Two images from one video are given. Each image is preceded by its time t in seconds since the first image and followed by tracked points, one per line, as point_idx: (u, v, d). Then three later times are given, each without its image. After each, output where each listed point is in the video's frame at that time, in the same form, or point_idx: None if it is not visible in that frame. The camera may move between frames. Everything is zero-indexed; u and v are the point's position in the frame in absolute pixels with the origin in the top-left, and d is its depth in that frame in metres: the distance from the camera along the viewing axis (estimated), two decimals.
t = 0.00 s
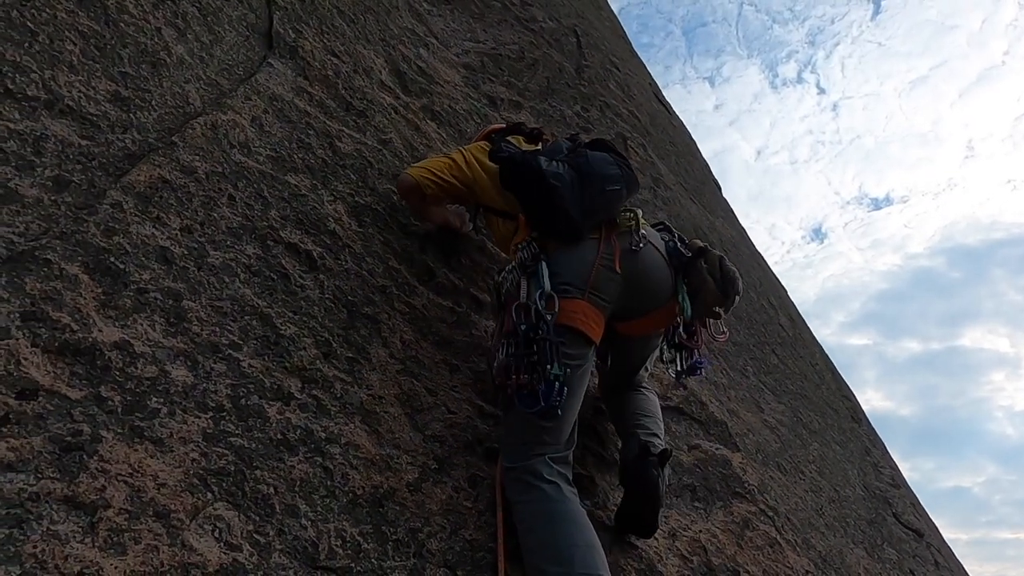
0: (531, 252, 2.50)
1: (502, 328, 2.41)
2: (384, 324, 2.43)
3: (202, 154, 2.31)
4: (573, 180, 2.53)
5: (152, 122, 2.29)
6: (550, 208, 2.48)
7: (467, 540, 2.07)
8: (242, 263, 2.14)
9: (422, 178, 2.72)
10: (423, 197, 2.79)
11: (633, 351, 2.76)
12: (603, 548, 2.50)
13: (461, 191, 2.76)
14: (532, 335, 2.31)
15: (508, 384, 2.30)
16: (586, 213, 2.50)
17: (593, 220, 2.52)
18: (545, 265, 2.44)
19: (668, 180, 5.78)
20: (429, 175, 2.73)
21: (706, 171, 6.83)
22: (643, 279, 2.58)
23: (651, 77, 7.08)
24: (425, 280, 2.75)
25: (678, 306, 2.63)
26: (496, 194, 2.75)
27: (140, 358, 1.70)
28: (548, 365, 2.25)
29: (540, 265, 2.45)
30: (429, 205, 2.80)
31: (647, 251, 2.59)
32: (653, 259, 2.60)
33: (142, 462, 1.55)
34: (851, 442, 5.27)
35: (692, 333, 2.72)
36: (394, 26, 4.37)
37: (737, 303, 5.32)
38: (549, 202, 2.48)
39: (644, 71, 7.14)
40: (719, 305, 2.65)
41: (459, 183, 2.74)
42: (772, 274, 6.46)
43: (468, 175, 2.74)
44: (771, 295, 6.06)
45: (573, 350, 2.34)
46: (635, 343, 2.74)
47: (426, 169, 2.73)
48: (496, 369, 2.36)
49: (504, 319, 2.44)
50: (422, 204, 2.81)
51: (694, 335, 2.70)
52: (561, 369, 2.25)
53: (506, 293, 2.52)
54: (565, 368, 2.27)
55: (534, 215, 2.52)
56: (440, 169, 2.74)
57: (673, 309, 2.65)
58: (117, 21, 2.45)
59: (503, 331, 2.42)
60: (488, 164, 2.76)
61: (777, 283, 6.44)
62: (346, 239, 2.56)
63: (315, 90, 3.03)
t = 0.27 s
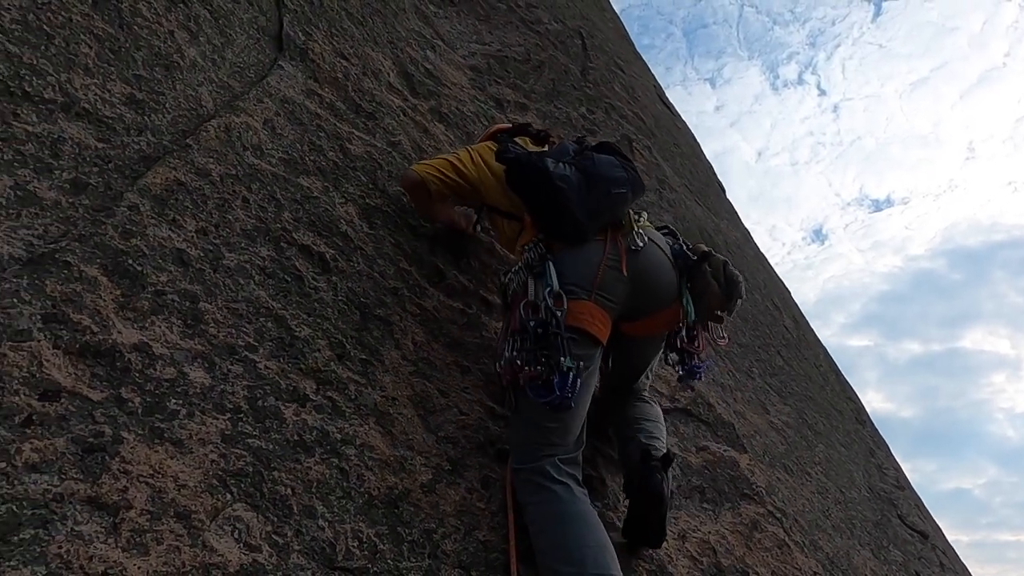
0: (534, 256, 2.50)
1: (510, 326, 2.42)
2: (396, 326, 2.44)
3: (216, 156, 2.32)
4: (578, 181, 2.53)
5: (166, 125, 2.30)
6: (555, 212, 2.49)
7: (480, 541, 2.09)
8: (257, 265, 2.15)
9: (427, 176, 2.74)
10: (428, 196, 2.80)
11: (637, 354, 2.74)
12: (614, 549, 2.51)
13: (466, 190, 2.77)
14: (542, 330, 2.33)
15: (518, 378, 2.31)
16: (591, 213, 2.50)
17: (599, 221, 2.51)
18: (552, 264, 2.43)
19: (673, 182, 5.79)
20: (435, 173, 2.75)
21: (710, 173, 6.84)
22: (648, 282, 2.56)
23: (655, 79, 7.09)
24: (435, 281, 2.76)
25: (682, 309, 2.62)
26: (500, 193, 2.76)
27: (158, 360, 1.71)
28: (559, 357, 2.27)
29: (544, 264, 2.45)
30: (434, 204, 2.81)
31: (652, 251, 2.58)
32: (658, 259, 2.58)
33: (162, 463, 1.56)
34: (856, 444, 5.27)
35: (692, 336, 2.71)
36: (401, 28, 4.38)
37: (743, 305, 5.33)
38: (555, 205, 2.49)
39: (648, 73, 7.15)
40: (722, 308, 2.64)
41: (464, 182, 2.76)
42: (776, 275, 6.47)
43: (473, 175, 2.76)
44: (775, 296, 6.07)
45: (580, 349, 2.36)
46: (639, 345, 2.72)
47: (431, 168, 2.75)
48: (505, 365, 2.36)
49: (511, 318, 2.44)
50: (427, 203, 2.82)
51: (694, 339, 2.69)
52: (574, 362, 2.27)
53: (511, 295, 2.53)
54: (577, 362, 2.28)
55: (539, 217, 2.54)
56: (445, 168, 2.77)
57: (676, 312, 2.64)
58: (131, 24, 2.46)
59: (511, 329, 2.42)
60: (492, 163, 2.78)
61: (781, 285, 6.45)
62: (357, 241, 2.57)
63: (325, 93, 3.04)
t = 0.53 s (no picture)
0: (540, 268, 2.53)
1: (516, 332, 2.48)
2: (407, 331, 2.47)
3: (230, 164, 2.34)
4: (578, 186, 2.54)
5: (180, 132, 2.32)
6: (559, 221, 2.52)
7: (492, 545, 2.11)
8: (271, 272, 2.17)
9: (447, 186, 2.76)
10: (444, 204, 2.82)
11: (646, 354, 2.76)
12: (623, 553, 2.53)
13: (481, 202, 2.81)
14: (538, 332, 2.37)
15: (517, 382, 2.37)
16: (592, 217, 2.51)
17: (601, 224, 2.52)
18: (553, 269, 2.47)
19: (677, 186, 5.82)
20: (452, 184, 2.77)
21: (713, 176, 6.87)
22: (661, 283, 2.58)
23: (658, 82, 7.12)
24: (444, 287, 2.78)
25: (694, 306, 2.66)
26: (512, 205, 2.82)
27: (177, 367, 1.73)
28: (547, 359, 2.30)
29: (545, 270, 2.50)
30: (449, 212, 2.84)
31: (658, 249, 2.59)
32: (665, 256, 2.60)
33: (183, 469, 1.58)
34: (859, 447, 5.30)
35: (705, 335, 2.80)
36: (407, 34, 4.40)
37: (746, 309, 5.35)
38: (558, 214, 2.51)
39: (651, 77, 7.18)
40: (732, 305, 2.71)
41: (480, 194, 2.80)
42: (778, 279, 6.50)
43: (488, 187, 2.80)
44: (778, 300, 6.09)
45: (582, 353, 2.33)
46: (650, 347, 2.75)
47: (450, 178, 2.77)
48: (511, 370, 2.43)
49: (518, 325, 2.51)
50: (442, 211, 2.85)
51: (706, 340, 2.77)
52: (560, 363, 2.29)
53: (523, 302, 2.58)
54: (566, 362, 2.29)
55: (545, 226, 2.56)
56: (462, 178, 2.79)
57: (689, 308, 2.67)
58: (145, 32, 2.48)
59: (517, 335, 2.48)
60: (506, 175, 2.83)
61: (784, 289, 6.48)
62: (368, 247, 2.60)
63: (335, 99, 3.06)
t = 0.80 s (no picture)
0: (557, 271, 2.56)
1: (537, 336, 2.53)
2: (416, 340, 2.50)
3: (242, 176, 2.38)
4: (598, 190, 2.60)
5: (193, 144, 2.36)
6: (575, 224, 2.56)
7: (500, 553, 2.15)
8: (283, 283, 2.21)
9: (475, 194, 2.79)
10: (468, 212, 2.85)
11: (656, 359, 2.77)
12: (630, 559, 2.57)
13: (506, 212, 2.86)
14: (556, 332, 2.41)
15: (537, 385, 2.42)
16: (614, 218, 2.56)
17: (621, 225, 2.57)
18: (571, 267, 2.51)
19: (680, 192, 5.85)
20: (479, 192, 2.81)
21: (715, 182, 6.90)
22: (681, 287, 2.60)
23: (660, 88, 7.15)
24: (452, 296, 2.82)
25: (708, 309, 2.71)
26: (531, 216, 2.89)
27: (194, 378, 1.77)
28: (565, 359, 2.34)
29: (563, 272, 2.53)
30: (472, 221, 2.86)
31: (675, 249, 2.63)
32: (683, 256, 2.64)
33: (200, 479, 1.62)
34: (860, 453, 5.33)
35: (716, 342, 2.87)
36: (413, 42, 4.44)
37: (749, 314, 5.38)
38: (577, 217, 2.55)
39: (653, 83, 7.21)
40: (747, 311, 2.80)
41: (503, 204, 2.86)
42: (779, 285, 6.53)
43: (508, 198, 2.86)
44: (780, 306, 6.13)
45: (601, 346, 2.38)
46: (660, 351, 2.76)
47: (477, 187, 2.81)
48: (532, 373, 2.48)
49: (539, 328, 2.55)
50: (464, 218, 2.87)
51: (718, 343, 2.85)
52: (577, 363, 2.33)
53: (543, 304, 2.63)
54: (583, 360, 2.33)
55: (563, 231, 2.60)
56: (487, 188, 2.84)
57: (703, 309, 2.70)
58: (158, 45, 2.52)
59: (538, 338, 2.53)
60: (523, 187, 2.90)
61: (785, 294, 6.51)
62: (377, 257, 2.63)
63: (342, 109, 3.10)
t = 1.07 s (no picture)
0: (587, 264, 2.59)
1: (563, 333, 2.51)
2: (421, 351, 2.54)
3: (251, 190, 2.42)
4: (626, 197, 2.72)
5: (203, 159, 2.40)
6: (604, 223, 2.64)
7: (504, 562, 2.19)
8: (292, 296, 2.25)
9: (482, 206, 2.78)
10: (474, 223, 2.85)
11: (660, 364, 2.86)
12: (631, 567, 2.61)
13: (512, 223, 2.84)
14: (597, 333, 2.42)
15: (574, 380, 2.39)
16: (642, 223, 2.66)
17: (648, 231, 2.68)
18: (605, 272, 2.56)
19: (680, 200, 5.90)
20: (486, 204, 2.79)
21: (715, 189, 6.94)
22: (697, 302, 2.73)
23: (661, 95, 7.20)
24: (456, 306, 2.85)
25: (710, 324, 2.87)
26: (542, 224, 2.86)
27: (206, 392, 1.81)
28: (613, 360, 2.36)
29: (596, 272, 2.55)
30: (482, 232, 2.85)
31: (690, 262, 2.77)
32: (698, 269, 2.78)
33: (214, 492, 1.66)
34: (859, 459, 5.37)
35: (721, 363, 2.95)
36: (416, 52, 4.48)
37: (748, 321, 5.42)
38: (607, 221, 2.64)
39: (653, 90, 7.26)
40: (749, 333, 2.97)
41: (512, 214, 2.84)
42: (779, 291, 6.58)
43: (515, 211, 2.84)
44: (779, 312, 6.17)
45: (630, 348, 2.48)
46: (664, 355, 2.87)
47: (484, 198, 2.80)
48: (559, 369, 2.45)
49: (563, 325, 2.53)
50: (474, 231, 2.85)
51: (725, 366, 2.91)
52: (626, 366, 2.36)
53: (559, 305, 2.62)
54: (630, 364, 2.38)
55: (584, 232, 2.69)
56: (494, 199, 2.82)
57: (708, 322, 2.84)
58: (168, 61, 2.56)
59: (564, 336, 2.51)
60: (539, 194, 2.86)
61: (785, 301, 6.55)
62: (383, 269, 2.67)
63: (348, 121, 3.14)
